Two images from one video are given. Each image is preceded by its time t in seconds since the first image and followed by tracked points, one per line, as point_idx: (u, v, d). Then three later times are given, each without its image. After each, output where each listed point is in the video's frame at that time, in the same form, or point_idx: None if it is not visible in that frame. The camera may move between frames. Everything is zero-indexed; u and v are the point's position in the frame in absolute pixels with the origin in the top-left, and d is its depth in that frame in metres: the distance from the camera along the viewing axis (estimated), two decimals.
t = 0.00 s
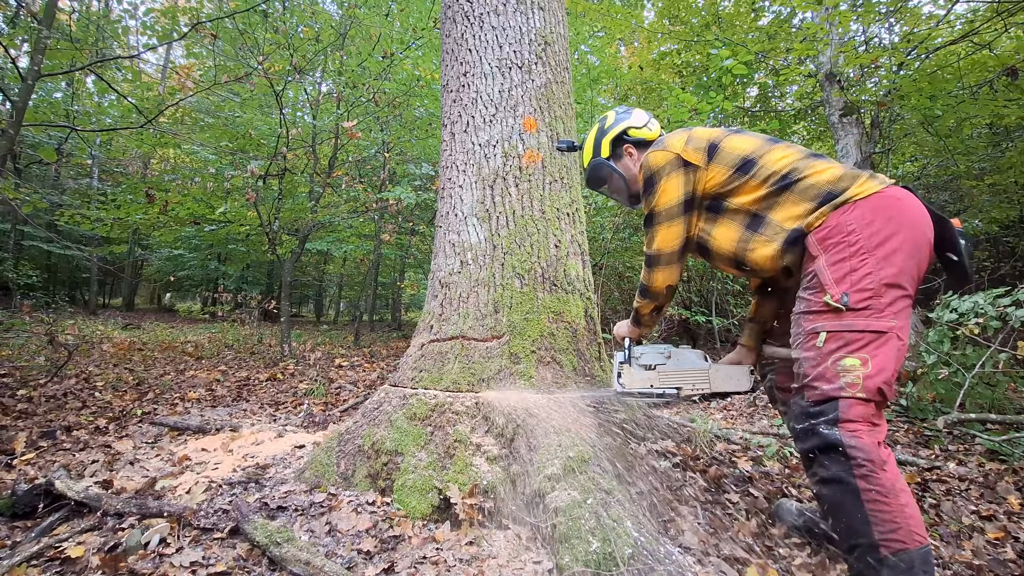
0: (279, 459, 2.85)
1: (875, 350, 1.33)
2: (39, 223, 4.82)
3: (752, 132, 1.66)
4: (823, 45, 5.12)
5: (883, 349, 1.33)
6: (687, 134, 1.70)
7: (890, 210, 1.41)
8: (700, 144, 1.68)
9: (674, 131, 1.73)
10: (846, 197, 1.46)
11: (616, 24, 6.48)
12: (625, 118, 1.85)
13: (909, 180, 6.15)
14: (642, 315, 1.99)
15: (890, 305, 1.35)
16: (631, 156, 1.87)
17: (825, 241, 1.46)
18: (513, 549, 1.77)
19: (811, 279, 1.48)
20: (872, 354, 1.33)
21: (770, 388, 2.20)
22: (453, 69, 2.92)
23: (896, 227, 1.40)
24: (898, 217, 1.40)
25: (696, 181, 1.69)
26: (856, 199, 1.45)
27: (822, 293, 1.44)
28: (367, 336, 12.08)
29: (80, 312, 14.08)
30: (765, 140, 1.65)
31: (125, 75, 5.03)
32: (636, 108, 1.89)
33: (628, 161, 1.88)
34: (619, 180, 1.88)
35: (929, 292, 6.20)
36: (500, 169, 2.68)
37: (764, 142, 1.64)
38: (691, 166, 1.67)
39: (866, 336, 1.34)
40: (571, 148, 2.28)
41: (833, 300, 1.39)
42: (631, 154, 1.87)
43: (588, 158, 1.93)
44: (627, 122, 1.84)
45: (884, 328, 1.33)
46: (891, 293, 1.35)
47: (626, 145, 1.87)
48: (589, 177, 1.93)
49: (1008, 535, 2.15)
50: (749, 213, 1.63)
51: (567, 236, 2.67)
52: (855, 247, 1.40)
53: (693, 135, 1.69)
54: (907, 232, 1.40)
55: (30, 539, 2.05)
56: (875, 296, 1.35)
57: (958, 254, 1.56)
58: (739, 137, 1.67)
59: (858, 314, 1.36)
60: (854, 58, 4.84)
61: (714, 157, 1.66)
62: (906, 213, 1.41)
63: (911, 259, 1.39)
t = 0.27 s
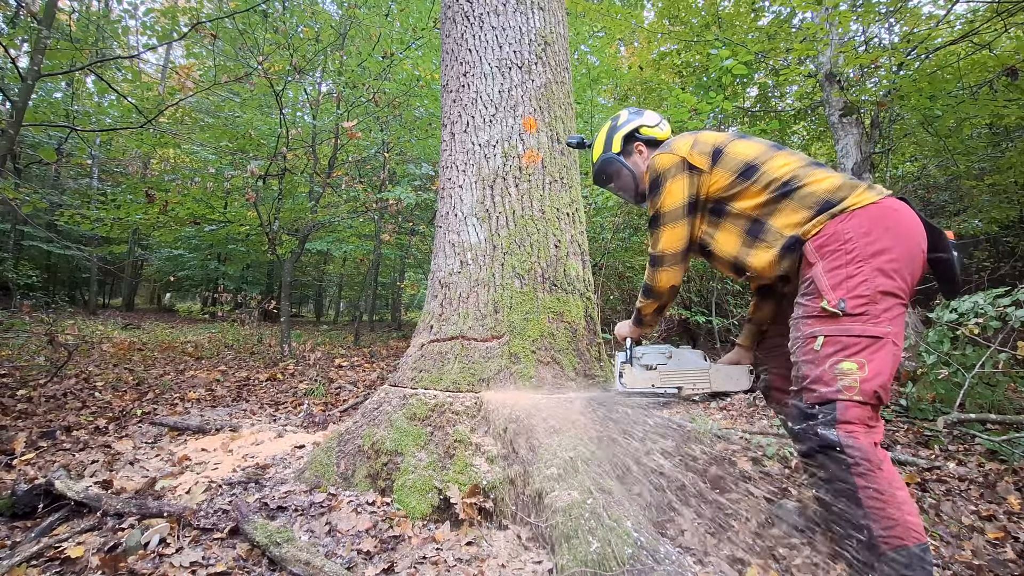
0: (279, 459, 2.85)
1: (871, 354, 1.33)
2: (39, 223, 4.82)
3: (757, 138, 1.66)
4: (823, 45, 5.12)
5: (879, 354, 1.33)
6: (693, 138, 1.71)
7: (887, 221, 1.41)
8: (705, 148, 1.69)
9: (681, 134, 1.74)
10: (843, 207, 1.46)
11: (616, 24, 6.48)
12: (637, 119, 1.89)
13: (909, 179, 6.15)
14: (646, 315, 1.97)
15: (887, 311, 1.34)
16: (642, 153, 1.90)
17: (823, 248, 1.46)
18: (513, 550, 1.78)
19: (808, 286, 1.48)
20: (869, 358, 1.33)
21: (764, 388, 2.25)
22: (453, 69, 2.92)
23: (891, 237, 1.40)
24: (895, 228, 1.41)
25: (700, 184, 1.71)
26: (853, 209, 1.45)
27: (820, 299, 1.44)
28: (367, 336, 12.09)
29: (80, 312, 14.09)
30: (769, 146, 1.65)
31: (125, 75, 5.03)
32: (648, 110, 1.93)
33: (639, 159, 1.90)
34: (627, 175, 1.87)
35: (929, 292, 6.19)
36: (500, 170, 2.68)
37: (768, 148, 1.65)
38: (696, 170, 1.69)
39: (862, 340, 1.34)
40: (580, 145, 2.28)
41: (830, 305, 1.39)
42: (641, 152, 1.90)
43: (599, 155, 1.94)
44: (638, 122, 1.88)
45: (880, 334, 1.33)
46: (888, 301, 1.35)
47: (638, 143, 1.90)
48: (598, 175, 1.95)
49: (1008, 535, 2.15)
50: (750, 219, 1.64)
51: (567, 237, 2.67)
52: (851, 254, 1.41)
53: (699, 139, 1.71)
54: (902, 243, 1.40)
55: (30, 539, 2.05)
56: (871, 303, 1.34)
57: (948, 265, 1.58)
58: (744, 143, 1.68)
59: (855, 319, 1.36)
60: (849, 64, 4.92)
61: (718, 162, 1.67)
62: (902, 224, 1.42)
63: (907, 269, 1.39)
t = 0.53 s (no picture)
0: (279, 459, 2.85)
1: (874, 355, 1.34)
2: (39, 223, 4.82)
3: (759, 140, 1.67)
4: (823, 45, 5.12)
5: (881, 354, 1.34)
6: (695, 139, 1.72)
7: (889, 224, 1.42)
8: (706, 148, 1.70)
9: (684, 135, 1.75)
10: (845, 209, 1.47)
11: (616, 24, 6.48)
12: (640, 118, 1.90)
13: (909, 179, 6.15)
14: (638, 314, 1.99)
15: (889, 313, 1.35)
16: (645, 152, 1.90)
17: (826, 249, 1.46)
18: (513, 549, 1.78)
19: (811, 286, 1.49)
20: (871, 359, 1.34)
21: (757, 388, 2.24)
22: (453, 69, 2.92)
23: (894, 240, 1.41)
24: (897, 231, 1.41)
25: (701, 184, 1.71)
26: (856, 211, 1.46)
27: (822, 299, 1.44)
28: (367, 336, 12.09)
29: (80, 312, 14.09)
30: (772, 148, 1.66)
31: (125, 75, 5.03)
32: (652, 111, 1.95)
33: (642, 158, 1.91)
34: (631, 175, 1.88)
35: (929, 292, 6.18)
36: (500, 170, 2.67)
37: (770, 149, 1.65)
38: (697, 170, 1.70)
39: (865, 341, 1.35)
40: (584, 145, 2.32)
41: (833, 306, 1.39)
42: (644, 151, 1.90)
43: (602, 153, 1.95)
44: (643, 122, 1.89)
45: (882, 335, 1.34)
46: (890, 303, 1.36)
47: (642, 142, 1.90)
48: (601, 173, 1.96)
49: (1007, 535, 2.15)
50: (750, 219, 1.65)
51: (567, 237, 2.67)
52: (855, 256, 1.41)
53: (700, 139, 1.72)
54: (904, 246, 1.41)
55: (29, 539, 2.05)
56: (874, 304, 1.36)
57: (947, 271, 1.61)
58: (746, 143, 1.68)
59: (858, 320, 1.37)
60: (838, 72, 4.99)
61: (720, 162, 1.68)
62: (905, 227, 1.43)
63: (908, 272, 1.40)
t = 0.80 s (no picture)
0: (279, 459, 2.85)
1: (889, 353, 1.36)
2: (38, 223, 4.81)
3: (777, 134, 1.68)
4: (823, 45, 5.11)
5: (897, 353, 1.36)
6: (711, 133, 1.72)
7: (912, 221, 1.42)
8: (722, 142, 1.70)
9: (699, 129, 1.76)
10: (866, 205, 1.48)
11: (615, 24, 6.48)
12: (659, 110, 1.91)
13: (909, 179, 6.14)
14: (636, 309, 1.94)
15: (907, 311, 1.37)
16: (663, 144, 1.91)
17: (846, 245, 1.47)
18: (513, 550, 1.77)
19: (828, 282, 1.49)
20: (887, 357, 1.36)
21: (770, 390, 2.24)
22: (453, 69, 2.92)
23: (916, 237, 1.41)
24: (919, 228, 1.42)
25: (714, 177, 1.72)
26: (878, 207, 1.46)
27: (840, 295, 1.45)
28: (367, 336, 12.09)
29: (80, 312, 14.10)
30: (789, 143, 1.66)
31: (124, 75, 5.02)
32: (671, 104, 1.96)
33: (659, 150, 1.92)
34: (648, 166, 1.90)
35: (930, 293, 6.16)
36: (500, 170, 2.67)
37: (788, 144, 1.65)
38: (710, 165, 1.70)
39: (881, 339, 1.37)
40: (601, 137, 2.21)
41: (851, 302, 1.40)
42: (661, 144, 1.91)
43: (618, 146, 1.96)
44: (661, 113, 1.90)
45: (899, 333, 1.36)
46: (909, 301, 1.37)
47: (659, 134, 1.92)
48: (616, 164, 1.98)
49: (1007, 535, 2.15)
50: (763, 213, 1.65)
51: (567, 237, 2.67)
52: (876, 252, 1.42)
53: (717, 133, 1.72)
54: (926, 243, 1.41)
55: (29, 539, 2.05)
56: (893, 302, 1.37)
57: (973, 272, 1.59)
58: (764, 138, 1.68)
59: (876, 317, 1.38)
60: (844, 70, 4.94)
61: (734, 157, 1.69)
62: (927, 225, 1.43)
63: (928, 269, 1.40)
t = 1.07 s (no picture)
0: (279, 459, 2.85)
1: (901, 343, 1.32)
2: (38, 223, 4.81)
3: (787, 116, 1.68)
4: (822, 45, 5.11)
5: (909, 342, 1.32)
6: (720, 116, 1.76)
7: (919, 202, 1.39)
8: (730, 126, 1.73)
9: (709, 113, 1.79)
10: (870, 188, 1.46)
11: (615, 24, 6.48)
12: (671, 96, 1.93)
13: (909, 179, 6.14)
14: (674, 298, 1.93)
15: (918, 297, 1.33)
16: (673, 130, 1.93)
17: (851, 233, 1.46)
18: (513, 549, 1.77)
19: (836, 272, 1.48)
20: (898, 347, 1.33)
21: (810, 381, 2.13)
22: (453, 69, 2.92)
23: (924, 219, 1.37)
24: (928, 209, 1.38)
25: (724, 161, 1.74)
26: (882, 189, 1.44)
27: (846, 285, 1.44)
28: (367, 336, 12.09)
29: (80, 312, 14.10)
30: (799, 124, 1.66)
31: (124, 75, 5.02)
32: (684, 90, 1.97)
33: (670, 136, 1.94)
34: (658, 154, 1.92)
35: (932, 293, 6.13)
36: (500, 170, 2.67)
37: (797, 127, 1.65)
38: (720, 146, 1.73)
39: (892, 329, 1.33)
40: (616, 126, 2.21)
41: (856, 291, 1.39)
42: (672, 129, 1.93)
43: (630, 133, 1.99)
44: (673, 98, 1.92)
45: (911, 321, 1.32)
46: (920, 285, 1.34)
47: (670, 120, 1.93)
48: (629, 153, 2.01)
49: (1008, 535, 2.15)
50: (771, 201, 1.67)
51: (567, 236, 2.67)
52: (881, 237, 1.40)
53: (726, 117, 1.75)
54: (935, 225, 1.37)
55: (29, 539, 2.04)
56: (902, 288, 1.34)
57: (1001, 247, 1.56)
58: (773, 121, 1.69)
59: (883, 306, 1.35)
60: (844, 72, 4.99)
61: (743, 138, 1.71)
62: (937, 204, 1.38)
63: (939, 251, 1.36)
